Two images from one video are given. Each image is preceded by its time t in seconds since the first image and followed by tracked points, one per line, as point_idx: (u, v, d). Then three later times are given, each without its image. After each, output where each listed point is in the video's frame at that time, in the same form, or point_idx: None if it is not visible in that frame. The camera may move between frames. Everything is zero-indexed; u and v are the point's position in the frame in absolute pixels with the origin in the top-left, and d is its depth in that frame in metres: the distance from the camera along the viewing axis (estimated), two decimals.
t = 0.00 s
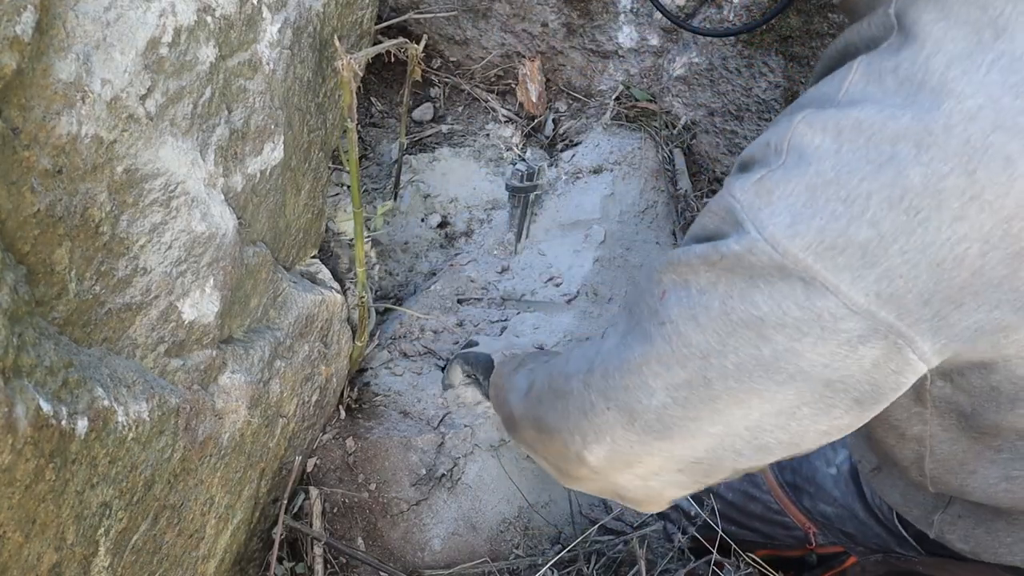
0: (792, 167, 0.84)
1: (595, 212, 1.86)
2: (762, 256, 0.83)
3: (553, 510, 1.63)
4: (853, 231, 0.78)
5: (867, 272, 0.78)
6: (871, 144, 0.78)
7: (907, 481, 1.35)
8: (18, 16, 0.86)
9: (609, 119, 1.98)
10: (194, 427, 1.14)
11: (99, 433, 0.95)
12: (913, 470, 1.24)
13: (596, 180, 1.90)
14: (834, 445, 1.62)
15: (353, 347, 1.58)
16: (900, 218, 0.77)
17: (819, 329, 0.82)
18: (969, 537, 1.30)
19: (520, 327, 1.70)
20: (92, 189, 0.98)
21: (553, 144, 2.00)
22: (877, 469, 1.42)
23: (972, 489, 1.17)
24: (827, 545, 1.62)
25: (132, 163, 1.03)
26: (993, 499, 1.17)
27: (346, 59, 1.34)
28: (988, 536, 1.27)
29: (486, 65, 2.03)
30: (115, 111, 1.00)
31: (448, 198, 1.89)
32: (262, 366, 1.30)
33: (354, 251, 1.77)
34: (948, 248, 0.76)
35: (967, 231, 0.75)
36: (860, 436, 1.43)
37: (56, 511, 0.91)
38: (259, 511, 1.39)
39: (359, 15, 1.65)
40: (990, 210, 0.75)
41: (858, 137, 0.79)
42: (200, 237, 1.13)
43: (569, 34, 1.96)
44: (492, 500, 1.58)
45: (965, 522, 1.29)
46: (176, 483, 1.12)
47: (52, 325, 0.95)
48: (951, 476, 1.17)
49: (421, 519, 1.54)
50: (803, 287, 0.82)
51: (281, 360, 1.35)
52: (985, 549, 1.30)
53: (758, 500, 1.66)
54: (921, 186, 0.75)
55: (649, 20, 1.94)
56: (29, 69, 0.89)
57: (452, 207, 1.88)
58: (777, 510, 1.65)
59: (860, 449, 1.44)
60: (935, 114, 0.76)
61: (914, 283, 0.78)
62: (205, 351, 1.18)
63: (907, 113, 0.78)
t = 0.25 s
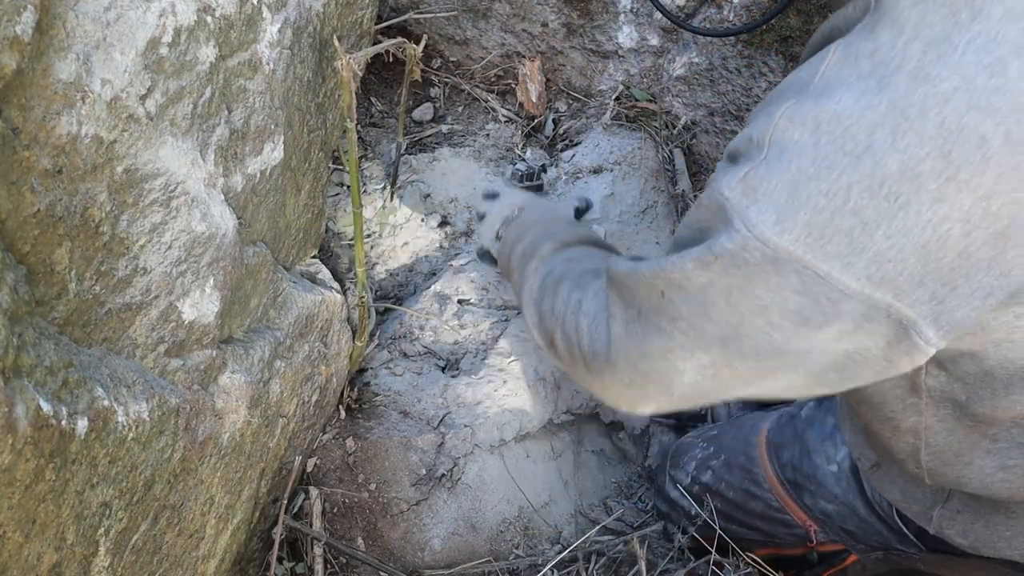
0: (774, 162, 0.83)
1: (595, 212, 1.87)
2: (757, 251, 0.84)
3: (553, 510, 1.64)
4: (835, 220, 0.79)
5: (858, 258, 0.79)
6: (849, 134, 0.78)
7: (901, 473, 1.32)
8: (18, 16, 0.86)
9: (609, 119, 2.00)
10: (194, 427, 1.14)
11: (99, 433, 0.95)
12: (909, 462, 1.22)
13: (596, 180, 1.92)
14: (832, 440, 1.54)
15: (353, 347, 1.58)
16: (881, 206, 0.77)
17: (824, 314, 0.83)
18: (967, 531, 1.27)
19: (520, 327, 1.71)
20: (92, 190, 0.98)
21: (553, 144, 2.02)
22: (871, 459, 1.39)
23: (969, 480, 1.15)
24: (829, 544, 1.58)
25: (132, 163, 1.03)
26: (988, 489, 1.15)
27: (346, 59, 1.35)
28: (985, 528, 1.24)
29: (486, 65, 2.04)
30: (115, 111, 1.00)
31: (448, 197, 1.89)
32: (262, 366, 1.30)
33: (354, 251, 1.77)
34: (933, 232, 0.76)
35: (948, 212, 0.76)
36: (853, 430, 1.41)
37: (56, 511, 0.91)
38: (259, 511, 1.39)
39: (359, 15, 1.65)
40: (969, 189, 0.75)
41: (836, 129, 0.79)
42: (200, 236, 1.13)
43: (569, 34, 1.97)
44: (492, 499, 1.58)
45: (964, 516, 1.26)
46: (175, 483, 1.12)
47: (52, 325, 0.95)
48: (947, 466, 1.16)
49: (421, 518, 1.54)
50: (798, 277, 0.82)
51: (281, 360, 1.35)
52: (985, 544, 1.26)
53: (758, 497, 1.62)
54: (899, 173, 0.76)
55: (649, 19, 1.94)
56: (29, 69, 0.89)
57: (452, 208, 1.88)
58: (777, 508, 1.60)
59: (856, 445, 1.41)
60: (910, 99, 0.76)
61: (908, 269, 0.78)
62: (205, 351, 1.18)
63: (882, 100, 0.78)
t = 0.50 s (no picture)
0: (717, 96, 0.98)
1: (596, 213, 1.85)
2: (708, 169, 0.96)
3: (553, 510, 1.64)
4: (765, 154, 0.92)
5: (778, 191, 0.92)
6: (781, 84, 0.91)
7: (892, 453, 1.34)
8: (18, 16, 0.86)
9: (609, 119, 2.00)
10: (194, 426, 1.14)
11: (99, 433, 0.95)
12: (892, 421, 1.24)
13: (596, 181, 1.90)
14: (832, 433, 1.50)
15: (353, 347, 1.58)
16: (798, 151, 0.90)
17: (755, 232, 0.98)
18: (953, 515, 1.28)
19: (520, 327, 1.70)
20: (92, 190, 0.98)
21: (553, 144, 2.02)
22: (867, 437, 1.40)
23: (949, 439, 1.17)
24: (826, 537, 1.55)
25: (132, 163, 1.04)
26: (968, 455, 1.17)
27: (347, 59, 1.35)
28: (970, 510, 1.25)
29: (486, 65, 2.05)
30: (115, 111, 1.00)
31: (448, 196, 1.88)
32: (262, 366, 1.30)
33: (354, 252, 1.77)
34: (846, 179, 0.89)
35: (859, 164, 0.88)
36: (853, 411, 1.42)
37: (56, 511, 0.91)
38: (259, 511, 1.39)
39: (359, 15, 1.65)
40: (879, 145, 0.87)
41: (772, 76, 0.92)
42: (199, 237, 1.13)
43: (569, 34, 1.97)
44: (492, 499, 1.58)
45: (950, 500, 1.27)
46: (175, 484, 1.12)
47: (52, 325, 0.95)
48: (928, 425, 1.18)
49: (421, 519, 1.54)
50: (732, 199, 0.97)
51: (281, 360, 1.35)
52: (970, 527, 1.27)
53: (756, 491, 1.59)
54: (815, 123, 0.89)
55: (649, 19, 1.94)
56: (29, 69, 0.89)
57: (452, 207, 1.86)
58: (775, 501, 1.57)
59: (855, 428, 1.43)
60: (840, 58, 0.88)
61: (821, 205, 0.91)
62: (205, 351, 1.18)
63: (816, 57, 0.90)
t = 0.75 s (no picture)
0: (708, 76, 1.00)
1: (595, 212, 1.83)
2: (706, 153, 0.98)
3: (553, 510, 1.64)
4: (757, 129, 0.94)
5: (772, 165, 0.94)
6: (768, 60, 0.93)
7: (886, 432, 1.34)
8: (18, 16, 0.86)
9: (609, 119, 2.00)
10: (194, 426, 1.13)
11: (99, 433, 0.95)
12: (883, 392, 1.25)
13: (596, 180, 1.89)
14: (830, 421, 1.51)
15: (353, 347, 1.58)
16: (787, 121, 0.92)
17: (757, 211, 1.00)
18: (943, 495, 1.28)
19: (520, 327, 1.69)
20: (92, 190, 0.98)
21: (553, 144, 2.03)
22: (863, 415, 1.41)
23: (940, 408, 1.18)
24: (823, 528, 1.54)
25: (132, 163, 1.04)
26: (956, 426, 1.18)
27: (347, 59, 1.35)
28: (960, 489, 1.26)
29: (486, 65, 2.04)
30: (115, 111, 1.00)
31: (448, 197, 1.88)
32: (262, 366, 1.30)
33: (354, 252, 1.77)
34: (835, 149, 0.91)
35: (845, 133, 0.90)
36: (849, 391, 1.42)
37: (55, 511, 0.91)
38: (259, 511, 1.39)
39: (359, 15, 1.65)
40: (865, 116, 0.89)
41: (758, 51, 0.94)
42: (200, 237, 1.13)
43: (569, 34, 1.97)
44: (492, 499, 1.58)
45: (941, 480, 1.27)
46: (175, 484, 1.11)
47: (52, 325, 0.95)
48: (920, 394, 1.19)
49: (421, 518, 1.54)
50: (731, 182, 0.99)
51: (281, 360, 1.35)
52: (959, 506, 1.27)
53: (754, 483, 1.59)
54: (802, 95, 0.90)
55: (649, 19, 1.95)
56: (29, 69, 0.89)
57: (452, 207, 1.87)
58: (772, 492, 1.57)
59: (851, 410, 1.43)
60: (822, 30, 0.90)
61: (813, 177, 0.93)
62: (205, 351, 1.18)
63: (799, 30, 0.92)
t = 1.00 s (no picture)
0: (683, 56, 1.00)
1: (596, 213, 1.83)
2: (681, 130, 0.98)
3: (553, 510, 1.64)
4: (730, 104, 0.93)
5: (746, 140, 0.93)
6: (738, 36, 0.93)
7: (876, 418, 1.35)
8: (18, 16, 0.86)
9: (609, 119, 2.01)
10: (194, 426, 1.13)
11: (99, 433, 0.95)
12: (870, 375, 1.24)
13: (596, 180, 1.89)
14: (825, 411, 1.52)
15: (353, 347, 1.58)
16: (759, 94, 0.91)
17: (734, 190, 0.99)
18: (933, 476, 1.28)
19: (520, 327, 1.69)
20: (91, 190, 0.98)
21: (553, 144, 2.03)
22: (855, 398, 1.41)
23: (925, 391, 1.17)
24: (822, 519, 1.53)
25: (132, 163, 1.04)
26: (941, 408, 1.18)
27: (347, 59, 1.35)
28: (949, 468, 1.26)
29: (486, 65, 2.04)
30: (115, 111, 1.00)
31: (448, 197, 1.88)
32: (262, 366, 1.30)
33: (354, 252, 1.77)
34: (808, 119, 0.89)
35: (818, 103, 0.88)
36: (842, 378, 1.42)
37: (55, 511, 0.91)
38: (260, 512, 1.39)
39: (359, 15, 1.65)
40: (835, 83, 0.87)
41: (730, 28, 0.95)
42: (200, 236, 1.14)
43: (569, 34, 1.98)
44: (492, 499, 1.58)
45: (930, 461, 1.28)
46: (175, 483, 1.11)
47: (52, 325, 0.95)
48: (905, 378, 1.18)
49: (421, 518, 1.54)
50: (708, 160, 0.98)
51: (281, 360, 1.35)
52: (949, 487, 1.27)
53: (752, 476, 1.59)
54: (772, 65, 0.90)
55: (649, 19, 1.95)
56: (29, 69, 0.89)
57: (452, 207, 1.87)
58: (771, 484, 1.57)
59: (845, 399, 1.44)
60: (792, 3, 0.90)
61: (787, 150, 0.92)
62: (205, 351, 1.18)
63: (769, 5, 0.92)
